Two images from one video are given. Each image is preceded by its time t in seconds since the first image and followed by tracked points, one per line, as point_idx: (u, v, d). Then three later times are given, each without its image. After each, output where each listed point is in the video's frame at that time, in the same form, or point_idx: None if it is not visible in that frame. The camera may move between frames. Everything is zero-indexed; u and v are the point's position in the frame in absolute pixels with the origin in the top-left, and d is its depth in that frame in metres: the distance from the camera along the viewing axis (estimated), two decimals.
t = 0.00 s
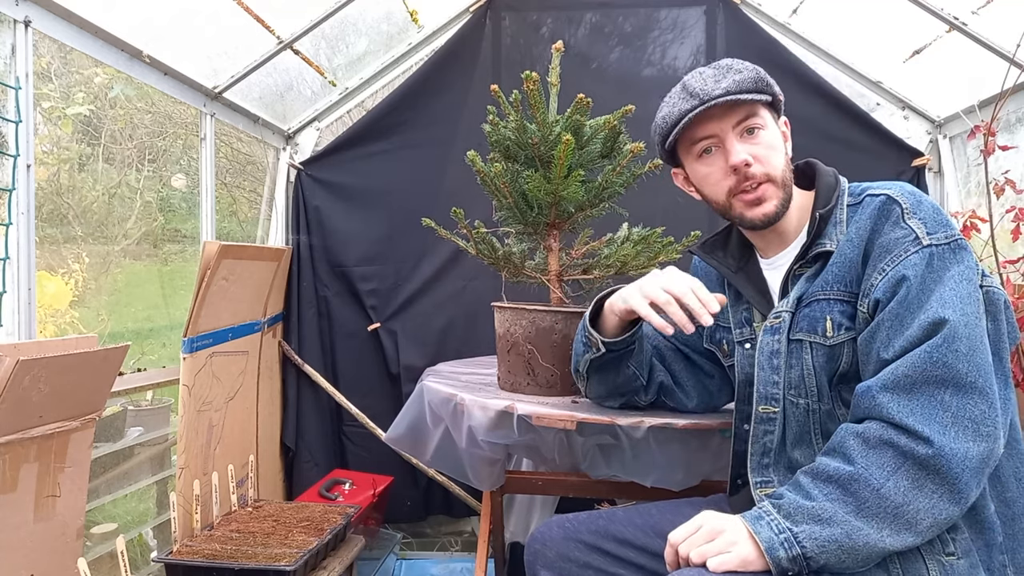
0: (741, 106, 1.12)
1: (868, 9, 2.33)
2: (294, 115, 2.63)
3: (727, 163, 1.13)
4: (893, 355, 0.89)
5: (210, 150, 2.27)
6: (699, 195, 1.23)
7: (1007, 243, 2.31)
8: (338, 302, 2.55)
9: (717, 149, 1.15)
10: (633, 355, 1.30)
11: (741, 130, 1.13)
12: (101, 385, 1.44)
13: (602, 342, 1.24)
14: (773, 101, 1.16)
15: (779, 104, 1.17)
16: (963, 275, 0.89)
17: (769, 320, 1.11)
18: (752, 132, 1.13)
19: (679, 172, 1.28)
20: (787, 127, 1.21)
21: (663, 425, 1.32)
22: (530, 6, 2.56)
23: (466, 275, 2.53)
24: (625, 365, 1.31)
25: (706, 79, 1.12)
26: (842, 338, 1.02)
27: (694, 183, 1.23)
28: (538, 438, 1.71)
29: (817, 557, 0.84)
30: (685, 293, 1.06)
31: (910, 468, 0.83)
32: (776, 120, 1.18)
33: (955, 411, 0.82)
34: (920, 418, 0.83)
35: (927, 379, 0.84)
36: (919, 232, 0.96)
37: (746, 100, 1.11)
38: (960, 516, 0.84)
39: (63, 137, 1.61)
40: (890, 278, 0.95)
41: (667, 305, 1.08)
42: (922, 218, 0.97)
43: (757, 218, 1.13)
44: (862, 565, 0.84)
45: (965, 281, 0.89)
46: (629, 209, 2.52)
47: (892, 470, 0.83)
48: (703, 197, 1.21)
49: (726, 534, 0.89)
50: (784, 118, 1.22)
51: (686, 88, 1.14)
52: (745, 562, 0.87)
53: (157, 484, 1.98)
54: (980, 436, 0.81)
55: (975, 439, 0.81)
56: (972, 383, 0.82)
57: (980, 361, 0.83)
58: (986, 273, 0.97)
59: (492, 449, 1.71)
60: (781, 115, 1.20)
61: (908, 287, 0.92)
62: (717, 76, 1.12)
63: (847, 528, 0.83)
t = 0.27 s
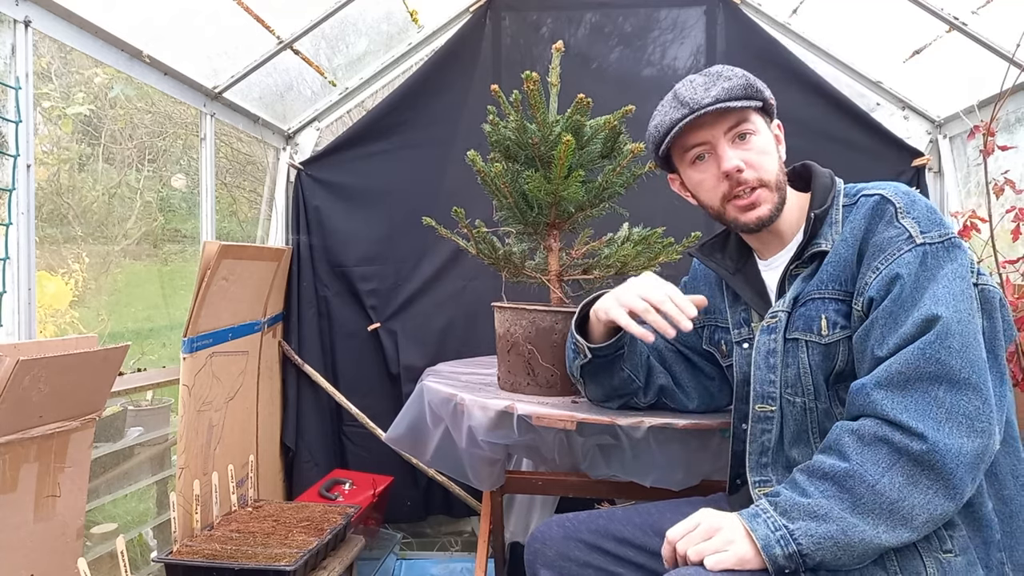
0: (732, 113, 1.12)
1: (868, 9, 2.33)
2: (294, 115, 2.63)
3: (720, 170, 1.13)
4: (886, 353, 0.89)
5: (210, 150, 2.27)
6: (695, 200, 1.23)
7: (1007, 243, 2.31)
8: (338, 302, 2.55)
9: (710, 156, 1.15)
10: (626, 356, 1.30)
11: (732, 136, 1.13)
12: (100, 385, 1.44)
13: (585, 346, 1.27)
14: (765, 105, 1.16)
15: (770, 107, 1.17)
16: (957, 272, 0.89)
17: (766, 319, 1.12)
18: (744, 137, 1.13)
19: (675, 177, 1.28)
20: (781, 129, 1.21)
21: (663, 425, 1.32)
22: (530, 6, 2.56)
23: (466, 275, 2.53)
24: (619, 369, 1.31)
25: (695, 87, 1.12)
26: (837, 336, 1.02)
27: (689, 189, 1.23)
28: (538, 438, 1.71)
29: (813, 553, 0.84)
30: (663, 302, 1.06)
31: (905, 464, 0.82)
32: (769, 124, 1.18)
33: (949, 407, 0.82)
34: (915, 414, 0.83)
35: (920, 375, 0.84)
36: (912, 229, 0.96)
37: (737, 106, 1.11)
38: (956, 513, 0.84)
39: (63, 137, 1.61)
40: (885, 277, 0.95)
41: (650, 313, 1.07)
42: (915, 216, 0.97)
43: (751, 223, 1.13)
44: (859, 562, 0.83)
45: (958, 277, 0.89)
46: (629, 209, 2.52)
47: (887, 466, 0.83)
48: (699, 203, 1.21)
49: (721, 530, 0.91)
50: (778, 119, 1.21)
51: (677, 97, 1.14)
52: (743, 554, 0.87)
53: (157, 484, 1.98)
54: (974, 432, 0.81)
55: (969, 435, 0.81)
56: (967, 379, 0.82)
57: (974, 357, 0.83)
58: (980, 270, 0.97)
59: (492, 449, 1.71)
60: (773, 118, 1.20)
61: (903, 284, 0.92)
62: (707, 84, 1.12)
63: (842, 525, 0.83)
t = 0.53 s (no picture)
0: (734, 112, 1.12)
1: (868, 9, 2.33)
2: (294, 115, 2.63)
3: (721, 169, 1.13)
4: (915, 350, 0.83)
5: (210, 150, 2.27)
6: (697, 199, 1.23)
7: (1007, 243, 2.31)
8: (338, 302, 2.55)
9: (711, 155, 1.15)
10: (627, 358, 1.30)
11: (734, 135, 1.13)
12: (100, 386, 1.44)
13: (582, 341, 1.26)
14: (768, 104, 1.15)
15: (773, 107, 1.17)
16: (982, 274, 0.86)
17: (771, 320, 1.12)
18: (746, 137, 1.12)
19: (678, 176, 1.28)
20: (784, 129, 1.21)
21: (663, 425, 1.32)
22: (530, 6, 2.56)
23: (466, 274, 2.53)
24: (618, 368, 1.31)
25: (697, 86, 1.12)
26: (844, 340, 1.02)
27: (691, 188, 1.23)
28: (538, 438, 1.72)
29: (793, 493, 0.80)
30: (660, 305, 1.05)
31: (919, 449, 0.77)
32: (772, 123, 1.17)
33: (977, 409, 0.77)
34: (943, 405, 0.78)
35: (957, 372, 0.78)
36: (933, 229, 0.93)
37: (738, 106, 1.11)
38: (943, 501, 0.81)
39: (63, 137, 1.61)
40: (898, 280, 0.92)
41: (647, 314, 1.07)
42: (926, 220, 0.95)
43: (752, 224, 1.12)
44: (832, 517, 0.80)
45: (983, 282, 0.86)
46: (629, 209, 2.52)
47: (901, 443, 0.78)
48: (700, 202, 1.21)
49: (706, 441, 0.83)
50: (781, 119, 1.21)
51: (679, 96, 1.14)
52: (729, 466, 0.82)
53: (157, 484, 1.98)
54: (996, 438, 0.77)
55: (989, 439, 0.77)
56: (1001, 383, 0.78)
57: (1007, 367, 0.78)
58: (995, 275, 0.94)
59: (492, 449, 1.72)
60: (777, 117, 1.19)
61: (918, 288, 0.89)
62: (709, 83, 1.12)
63: (835, 481, 0.79)
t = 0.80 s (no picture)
0: (745, 108, 1.12)
1: (868, 9, 2.33)
2: (294, 115, 2.63)
3: (732, 165, 1.13)
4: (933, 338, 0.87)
5: (210, 150, 2.27)
6: (703, 196, 1.23)
7: (1007, 243, 2.31)
8: (338, 302, 2.55)
9: (721, 151, 1.15)
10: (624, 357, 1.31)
11: (744, 131, 1.13)
12: (100, 385, 1.44)
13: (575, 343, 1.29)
14: (776, 100, 1.16)
15: (781, 104, 1.18)
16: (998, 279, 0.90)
17: (778, 319, 1.11)
18: (756, 132, 1.13)
19: (683, 172, 1.28)
20: (791, 126, 1.21)
21: (663, 425, 1.31)
22: (530, 6, 2.56)
23: (466, 274, 2.53)
24: (618, 369, 1.32)
25: (708, 82, 1.12)
26: (854, 340, 1.03)
27: (697, 185, 1.23)
28: (538, 438, 1.72)
29: (786, 429, 0.89)
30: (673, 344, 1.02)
31: (925, 424, 0.83)
32: (779, 120, 1.18)
33: (988, 402, 0.84)
34: (961, 389, 0.84)
35: (976, 364, 0.83)
36: (949, 229, 0.95)
37: (749, 101, 1.11)
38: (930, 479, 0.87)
39: (63, 137, 1.61)
40: (911, 280, 0.93)
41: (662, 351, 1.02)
42: (937, 221, 0.97)
43: (762, 219, 1.13)
44: (819, 464, 0.88)
45: (998, 286, 0.90)
46: (629, 209, 2.52)
47: (910, 414, 0.84)
48: (708, 199, 1.21)
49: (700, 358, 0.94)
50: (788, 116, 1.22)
51: (688, 91, 1.14)
52: (727, 381, 0.92)
53: (157, 484, 1.98)
54: (999, 434, 0.83)
55: (993, 433, 0.83)
56: (1017, 386, 0.83)
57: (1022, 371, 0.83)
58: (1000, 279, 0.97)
59: (492, 449, 1.72)
60: (783, 114, 1.20)
61: (932, 286, 0.90)
62: (719, 78, 1.12)
63: (832, 428, 0.86)
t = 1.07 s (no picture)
0: (747, 109, 1.12)
1: (868, 9, 2.33)
2: (294, 115, 2.63)
3: (739, 166, 1.12)
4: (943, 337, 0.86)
5: (210, 150, 2.27)
6: (704, 199, 1.23)
7: (1008, 243, 2.31)
8: (338, 301, 2.55)
9: (726, 152, 1.14)
10: (582, 351, 1.30)
11: (748, 132, 1.13)
12: (101, 385, 1.44)
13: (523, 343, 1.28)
14: (775, 101, 1.17)
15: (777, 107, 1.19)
16: (1000, 278, 0.91)
17: (778, 320, 1.11)
18: (758, 133, 1.13)
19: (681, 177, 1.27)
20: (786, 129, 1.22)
21: (664, 425, 1.31)
22: (530, 6, 2.56)
23: (466, 274, 2.53)
24: (578, 368, 1.30)
25: (710, 83, 1.12)
26: (855, 340, 1.03)
27: (699, 188, 1.22)
28: (538, 438, 1.72)
29: (801, 442, 0.87)
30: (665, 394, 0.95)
31: (937, 428, 0.84)
32: (778, 121, 1.18)
33: (995, 403, 0.85)
34: (969, 392, 0.84)
35: (984, 366, 0.84)
36: (950, 228, 0.96)
37: (752, 102, 1.11)
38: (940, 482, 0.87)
39: (63, 137, 1.61)
40: (912, 279, 0.93)
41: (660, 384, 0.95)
42: (936, 220, 0.98)
43: (769, 218, 1.13)
44: (833, 474, 0.88)
45: (1001, 285, 0.90)
46: (629, 209, 2.52)
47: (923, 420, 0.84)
48: (711, 201, 1.20)
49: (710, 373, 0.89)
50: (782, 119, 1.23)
51: (691, 93, 1.13)
52: (741, 397, 0.89)
53: (157, 484, 1.98)
54: (1006, 433, 0.84)
55: (1002, 433, 0.84)
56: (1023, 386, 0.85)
57: None
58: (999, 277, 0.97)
59: (492, 449, 1.72)
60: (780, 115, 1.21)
61: (934, 286, 0.90)
62: (721, 80, 1.12)
63: (847, 438, 0.85)
